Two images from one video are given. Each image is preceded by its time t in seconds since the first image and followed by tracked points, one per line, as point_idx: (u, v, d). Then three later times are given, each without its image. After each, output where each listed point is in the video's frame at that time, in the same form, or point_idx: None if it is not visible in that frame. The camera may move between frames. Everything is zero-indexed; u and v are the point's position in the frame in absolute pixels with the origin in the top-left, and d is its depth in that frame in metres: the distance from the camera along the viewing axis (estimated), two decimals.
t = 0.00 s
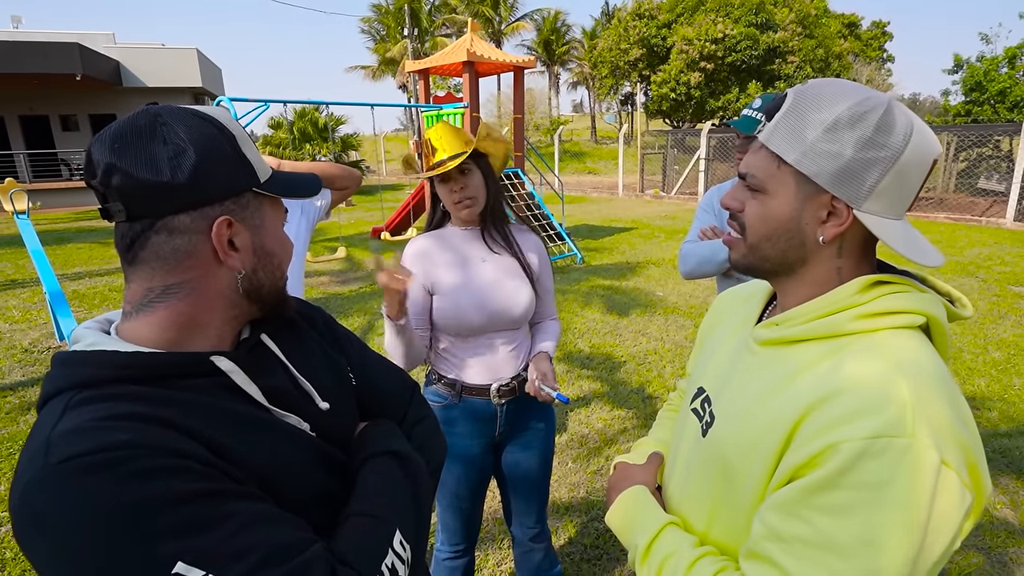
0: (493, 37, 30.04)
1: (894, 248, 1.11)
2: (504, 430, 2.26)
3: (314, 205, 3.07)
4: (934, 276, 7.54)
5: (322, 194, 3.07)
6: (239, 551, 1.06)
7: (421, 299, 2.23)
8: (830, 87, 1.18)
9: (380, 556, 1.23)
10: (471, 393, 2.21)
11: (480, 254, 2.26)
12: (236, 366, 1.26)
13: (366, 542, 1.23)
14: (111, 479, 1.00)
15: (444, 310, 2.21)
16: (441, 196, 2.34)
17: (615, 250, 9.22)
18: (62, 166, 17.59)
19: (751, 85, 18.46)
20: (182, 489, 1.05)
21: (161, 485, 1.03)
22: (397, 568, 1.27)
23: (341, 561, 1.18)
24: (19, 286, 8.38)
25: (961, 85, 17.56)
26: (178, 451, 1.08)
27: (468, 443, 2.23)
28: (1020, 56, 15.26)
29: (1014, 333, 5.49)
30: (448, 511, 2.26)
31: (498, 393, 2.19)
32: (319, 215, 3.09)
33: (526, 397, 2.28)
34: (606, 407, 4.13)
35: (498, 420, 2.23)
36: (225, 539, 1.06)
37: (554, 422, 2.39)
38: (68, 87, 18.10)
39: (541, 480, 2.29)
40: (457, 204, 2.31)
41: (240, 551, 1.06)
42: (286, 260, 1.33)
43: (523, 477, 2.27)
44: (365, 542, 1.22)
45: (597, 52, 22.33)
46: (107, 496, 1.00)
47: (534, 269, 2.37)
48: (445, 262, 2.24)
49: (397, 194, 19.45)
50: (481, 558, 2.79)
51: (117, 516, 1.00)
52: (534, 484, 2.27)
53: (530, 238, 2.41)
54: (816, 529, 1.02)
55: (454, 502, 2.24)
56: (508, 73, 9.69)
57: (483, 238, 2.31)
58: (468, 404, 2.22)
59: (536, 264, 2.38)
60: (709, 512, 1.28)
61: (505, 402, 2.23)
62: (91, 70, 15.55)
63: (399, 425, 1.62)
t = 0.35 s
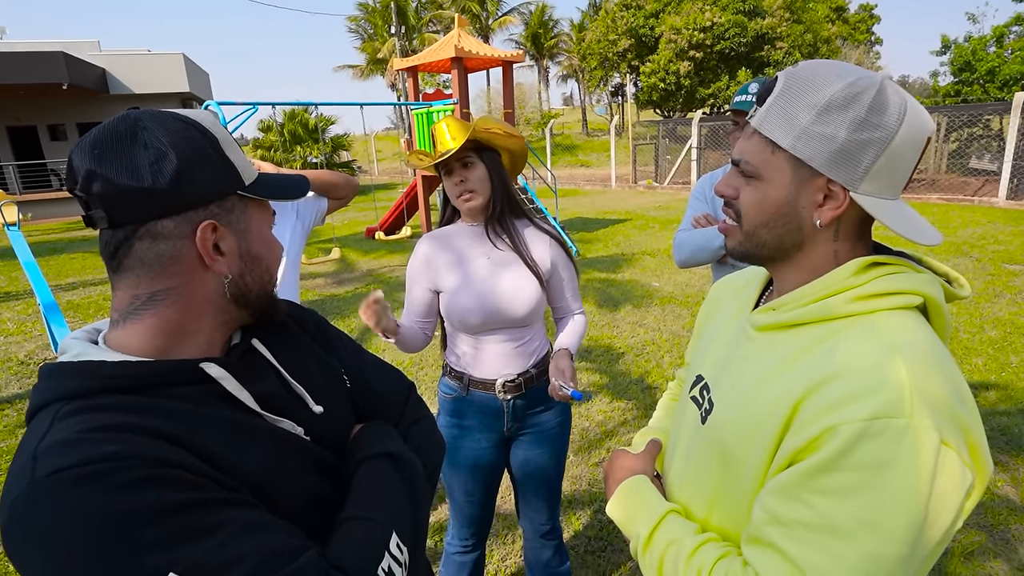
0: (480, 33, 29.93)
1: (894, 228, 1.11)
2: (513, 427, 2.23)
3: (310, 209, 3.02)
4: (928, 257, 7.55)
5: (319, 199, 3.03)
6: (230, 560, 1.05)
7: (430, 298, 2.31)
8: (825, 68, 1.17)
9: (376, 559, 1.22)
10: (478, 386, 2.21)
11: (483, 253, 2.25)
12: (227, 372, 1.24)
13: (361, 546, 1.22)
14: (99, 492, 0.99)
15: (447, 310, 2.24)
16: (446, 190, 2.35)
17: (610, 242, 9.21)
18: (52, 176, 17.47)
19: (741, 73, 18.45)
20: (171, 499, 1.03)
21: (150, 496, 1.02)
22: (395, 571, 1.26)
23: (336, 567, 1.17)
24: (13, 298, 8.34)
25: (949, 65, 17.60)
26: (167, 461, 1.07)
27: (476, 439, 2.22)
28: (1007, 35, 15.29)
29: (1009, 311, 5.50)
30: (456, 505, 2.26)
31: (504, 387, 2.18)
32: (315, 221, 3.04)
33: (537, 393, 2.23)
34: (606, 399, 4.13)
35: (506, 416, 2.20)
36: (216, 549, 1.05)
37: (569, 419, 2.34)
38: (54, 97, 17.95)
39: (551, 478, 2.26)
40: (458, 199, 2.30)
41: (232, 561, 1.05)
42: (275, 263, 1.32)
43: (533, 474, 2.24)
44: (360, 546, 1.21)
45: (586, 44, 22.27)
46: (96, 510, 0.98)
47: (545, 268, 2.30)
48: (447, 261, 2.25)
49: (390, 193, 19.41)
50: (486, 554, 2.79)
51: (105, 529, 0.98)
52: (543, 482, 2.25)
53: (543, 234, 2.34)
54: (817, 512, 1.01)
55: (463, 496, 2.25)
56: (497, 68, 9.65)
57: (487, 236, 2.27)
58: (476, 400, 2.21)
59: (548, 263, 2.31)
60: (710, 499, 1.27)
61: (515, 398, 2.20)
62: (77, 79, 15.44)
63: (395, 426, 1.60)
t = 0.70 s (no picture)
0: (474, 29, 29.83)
1: (893, 216, 1.11)
2: (521, 423, 2.21)
3: (306, 211, 3.04)
4: (927, 244, 7.54)
5: (314, 200, 3.05)
6: (233, 562, 1.05)
7: (448, 291, 2.40)
8: (820, 57, 1.16)
9: (380, 556, 1.21)
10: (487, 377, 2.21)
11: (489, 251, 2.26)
12: (226, 376, 1.24)
13: (365, 543, 1.21)
14: (101, 495, 0.98)
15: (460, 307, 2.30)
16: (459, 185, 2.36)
17: (608, 236, 9.20)
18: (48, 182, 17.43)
19: (736, 63, 18.39)
20: (172, 502, 1.03)
21: (152, 499, 1.02)
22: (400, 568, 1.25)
23: (341, 564, 1.16)
24: (13, 306, 8.33)
25: (945, 51, 17.56)
26: (168, 464, 1.07)
27: (487, 428, 2.24)
28: (1002, 19, 15.24)
29: (1009, 296, 5.50)
30: (470, 493, 2.29)
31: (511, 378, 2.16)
32: (312, 222, 3.06)
33: (546, 388, 2.18)
34: (607, 393, 4.13)
35: (513, 411, 2.19)
36: (218, 551, 1.04)
37: (585, 418, 2.28)
38: (48, 103, 17.89)
39: (562, 477, 2.22)
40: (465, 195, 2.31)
41: (234, 562, 1.05)
42: (268, 264, 1.30)
43: (540, 473, 2.21)
44: (363, 543, 1.21)
45: (580, 38, 22.19)
46: (98, 514, 0.98)
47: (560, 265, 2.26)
48: (462, 258, 2.30)
49: (387, 192, 19.38)
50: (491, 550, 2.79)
51: (109, 532, 0.98)
52: (553, 480, 2.21)
53: (555, 231, 2.25)
54: (819, 503, 1.00)
55: (473, 487, 2.28)
56: (491, 64, 9.62)
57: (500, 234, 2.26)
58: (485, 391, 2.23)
59: (555, 263, 2.22)
60: (711, 491, 1.27)
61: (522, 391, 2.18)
62: (71, 84, 15.39)
63: (396, 425, 1.60)
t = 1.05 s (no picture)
0: (477, 28, 29.81)
1: (901, 214, 1.11)
2: (533, 413, 2.23)
3: (310, 208, 3.05)
4: (931, 241, 7.52)
5: (318, 197, 3.07)
6: (237, 558, 1.06)
7: (467, 285, 2.42)
8: (829, 55, 1.17)
9: (381, 557, 1.22)
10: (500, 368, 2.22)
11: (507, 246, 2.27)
12: (234, 374, 1.26)
13: (367, 543, 1.22)
14: (109, 491, 1.00)
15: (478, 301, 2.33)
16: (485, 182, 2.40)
17: (612, 235, 9.21)
18: (54, 182, 17.50)
19: (739, 61, 18.35)
20: (178, 498, 1.04)
21: (158, 495, 1.03)
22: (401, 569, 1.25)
23: (342, 564, 1.17)
24: (21, 305, 8.39)
25: (950, 48, 17.47)
26: (176, 461, 1.08)
27: (499, 422, 2.26)
28: (1008, 15, 15.14)
29: (1014, 294, 5.49)
30: (481, 486, 2.31)
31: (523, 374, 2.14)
32: (317, 219, 3.08)
33: (559, 380, 2.20)
34: (610, 391, 4.14)
35: (527, 401, 2.21)
36: (222, 547, 1.06)
37: (596, 413, 2.28)
38: (53, 104, 17.97)
39: (571, 472, 2.23)
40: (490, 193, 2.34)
41: (238, 559, 1.06)
42: (277, 263, 1.30)
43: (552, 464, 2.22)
44: (365, 543, 1.22)
45: (584, 36, 22.17)
46: (106, 509, 0.99)
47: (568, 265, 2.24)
48: (483, 254, 2.32)
49: (391, 191, 19.40)
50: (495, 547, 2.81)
51: (116, 527, 0.99)
52: (562, 474, 2.22)
53: (572, 230, 2.26)
54: (827, 498, 1.01)
55: (487, 480, 2.30)
56: (494, 63, 9.62)
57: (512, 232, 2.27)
58: (498, 380, 2.26)
59: (571, 261, 2.22)
60: (716, 488, 1.28)
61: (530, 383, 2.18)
62: (77, 85, 15.47)
63: (404, 424, 1.61)
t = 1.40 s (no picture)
0: (477, 25, 29.73)
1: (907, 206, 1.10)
2: (543, 407, 2.20)
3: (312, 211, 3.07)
4: (931, 238, 7.49)
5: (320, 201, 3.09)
6: (218, 559, 1.04)
7: (470, 282, 2.37)
8: (830, 48, 1.16)
9: (368, 557, 1.20)
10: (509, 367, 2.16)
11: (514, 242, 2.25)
12: (223, 372, 1.25)
13: (353, 543, 1.20)
14: (90, 491, 0.99)
15: (485, 299, 2.28)
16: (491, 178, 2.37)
17: (612, 232, 9.19)
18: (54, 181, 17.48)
19: (740, 58, 18.29)
20: (161, 497, 1.03)
21: (139, 494, 1.02)
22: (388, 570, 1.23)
23: (325, 564, 1.15)
24: (21, 303, 8.39)
25: (951, 44, 17.39)
26: (159, 461, 1.07)
27: (507, 418, 2.22)
28: (1011, 11, 15.04)
29: (1014, 291, 5.47)
30: (485, 484, 2.28)
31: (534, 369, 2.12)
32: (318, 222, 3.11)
33: (569, 373, 2.20)
34: (609, 389, 4.13)
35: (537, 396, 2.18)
36: (205, 547, 1.04)
37: (599, 407, 2.29)
38: (53, 102, 17.94)
39: (576, 466, 2.23)
40: (498, 189, 2.30)
41: (218, 560, 1.04)
42: (266, 261, 1.29)
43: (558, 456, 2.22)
44: (349, 543, 1.20)
45: (584, 33, 22.11)
46: (86, 509, 0.98)
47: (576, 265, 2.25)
48: (489, 250, 2.27)
49: (390, 189, 19.37)
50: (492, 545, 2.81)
51: (97, 527, 0.98)
52: (568, 467, 2.22)
53: (577, 227, 2.30)
54: (822, 495, 1.00)
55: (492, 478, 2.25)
56: (494, 60, 9.59)
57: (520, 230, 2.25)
58: (506, 380, 2.19)
59: (576, 256, 2.25)
60: (711, 486, 1.27)
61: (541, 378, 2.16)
62: (76, 83, 15.45)
63: (398, 423, 1.60)
